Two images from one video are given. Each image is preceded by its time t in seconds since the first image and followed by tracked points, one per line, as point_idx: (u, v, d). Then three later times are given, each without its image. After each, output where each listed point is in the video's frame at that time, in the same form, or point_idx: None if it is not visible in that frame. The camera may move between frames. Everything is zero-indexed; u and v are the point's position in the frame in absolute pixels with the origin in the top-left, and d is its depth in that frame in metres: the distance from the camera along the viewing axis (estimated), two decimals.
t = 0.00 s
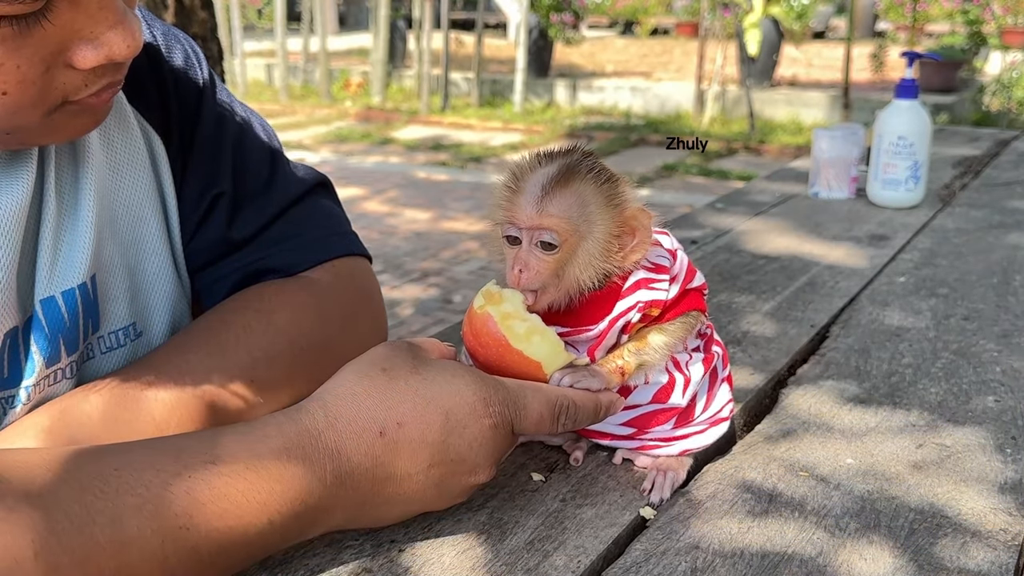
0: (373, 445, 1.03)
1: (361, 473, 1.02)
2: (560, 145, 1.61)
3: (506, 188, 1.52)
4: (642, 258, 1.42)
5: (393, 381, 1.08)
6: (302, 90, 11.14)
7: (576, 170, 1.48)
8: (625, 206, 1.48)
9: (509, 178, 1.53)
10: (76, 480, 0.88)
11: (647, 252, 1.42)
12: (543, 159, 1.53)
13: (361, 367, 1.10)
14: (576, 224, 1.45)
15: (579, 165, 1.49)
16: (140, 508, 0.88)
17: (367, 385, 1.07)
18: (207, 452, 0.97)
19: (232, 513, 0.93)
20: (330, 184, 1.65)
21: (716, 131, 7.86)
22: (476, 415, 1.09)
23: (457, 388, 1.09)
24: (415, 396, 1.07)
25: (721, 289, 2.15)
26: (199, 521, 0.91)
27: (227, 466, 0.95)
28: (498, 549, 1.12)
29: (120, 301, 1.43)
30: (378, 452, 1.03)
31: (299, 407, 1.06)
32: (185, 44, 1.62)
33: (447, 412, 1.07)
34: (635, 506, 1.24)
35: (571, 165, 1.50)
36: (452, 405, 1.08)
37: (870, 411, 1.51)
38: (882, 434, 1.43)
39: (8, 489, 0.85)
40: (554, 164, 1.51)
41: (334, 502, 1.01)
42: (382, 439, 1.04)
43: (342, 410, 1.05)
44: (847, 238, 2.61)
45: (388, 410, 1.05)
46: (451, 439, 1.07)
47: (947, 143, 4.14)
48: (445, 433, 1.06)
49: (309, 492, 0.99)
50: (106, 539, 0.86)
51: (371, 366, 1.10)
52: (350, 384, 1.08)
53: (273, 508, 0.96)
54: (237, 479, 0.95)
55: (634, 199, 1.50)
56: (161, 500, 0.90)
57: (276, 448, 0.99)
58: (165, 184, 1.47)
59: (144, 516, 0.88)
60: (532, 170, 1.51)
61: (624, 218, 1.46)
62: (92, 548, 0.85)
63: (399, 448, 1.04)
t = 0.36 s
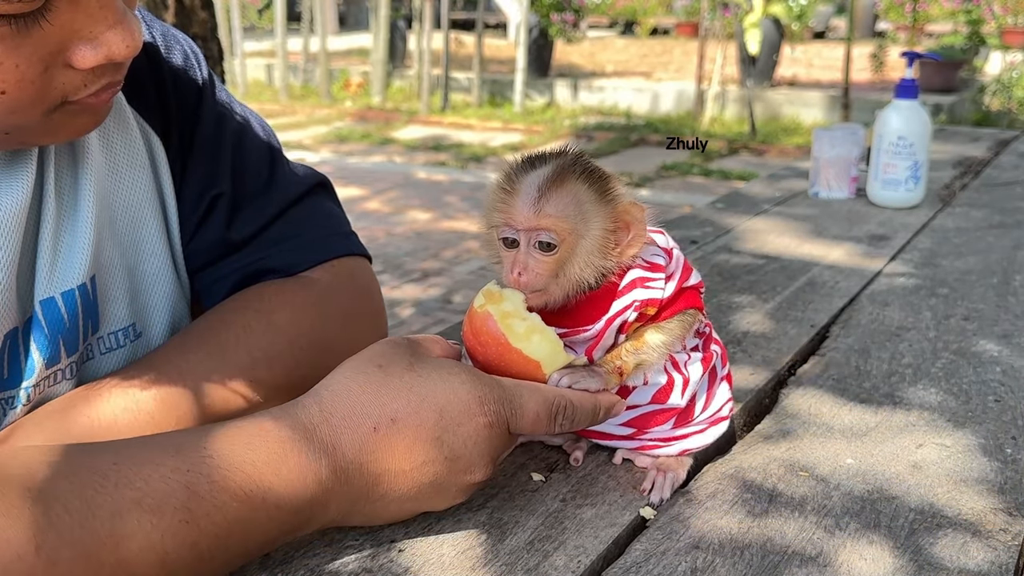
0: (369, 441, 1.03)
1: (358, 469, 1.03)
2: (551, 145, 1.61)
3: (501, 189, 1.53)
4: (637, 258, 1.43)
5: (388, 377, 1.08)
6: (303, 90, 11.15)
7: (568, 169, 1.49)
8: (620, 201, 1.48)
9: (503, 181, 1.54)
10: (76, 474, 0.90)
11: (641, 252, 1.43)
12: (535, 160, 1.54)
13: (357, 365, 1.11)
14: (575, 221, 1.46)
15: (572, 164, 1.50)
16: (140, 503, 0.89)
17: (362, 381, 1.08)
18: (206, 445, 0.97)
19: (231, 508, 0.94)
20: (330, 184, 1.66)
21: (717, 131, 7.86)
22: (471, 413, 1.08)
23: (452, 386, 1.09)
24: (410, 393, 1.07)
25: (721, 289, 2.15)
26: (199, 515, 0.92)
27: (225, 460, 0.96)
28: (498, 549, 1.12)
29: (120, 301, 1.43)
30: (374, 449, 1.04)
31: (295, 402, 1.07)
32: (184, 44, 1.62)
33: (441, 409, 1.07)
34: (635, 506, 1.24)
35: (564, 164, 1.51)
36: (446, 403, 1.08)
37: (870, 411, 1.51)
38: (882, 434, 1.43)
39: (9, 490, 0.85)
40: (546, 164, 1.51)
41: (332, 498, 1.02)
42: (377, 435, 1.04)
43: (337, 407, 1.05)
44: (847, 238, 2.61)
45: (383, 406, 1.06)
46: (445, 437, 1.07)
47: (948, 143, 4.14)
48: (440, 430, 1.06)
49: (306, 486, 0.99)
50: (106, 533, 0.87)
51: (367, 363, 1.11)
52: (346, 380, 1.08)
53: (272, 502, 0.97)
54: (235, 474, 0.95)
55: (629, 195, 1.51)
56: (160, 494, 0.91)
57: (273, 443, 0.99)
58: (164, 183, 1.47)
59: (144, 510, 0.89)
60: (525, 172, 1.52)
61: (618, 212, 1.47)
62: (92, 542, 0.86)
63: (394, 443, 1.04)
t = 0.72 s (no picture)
0: (367, 438, 1.04)
1: (356, 466, 1.03)
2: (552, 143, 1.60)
3: (507, 184, 1.50)
4: (641, 258, 1.43)
5: (386, 374, 1.09)
6: (303, 90, 11.15)
7: (577, 164, 1.47)
8: (627, 198, 1.48)
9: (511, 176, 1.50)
10: (75, 474, 0.90)
11: (645, 253, 1.43)
12: (542, 155, 1.51)
13: (355, 362, 1.11)
14: (585, 217, 1.44)
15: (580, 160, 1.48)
16: (139, 501, 0.89)
17: (360, 377, 1.08)
18: (205, 443, 0.98)
19: (230, 505, 0.94)
20: (330, 184, 1.66)
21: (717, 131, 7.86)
22: (469, 409, 1.08)
23: (450, 383, 1.09)
24: (408, 390, 1.07)
25: (721, 289, 2.15)
26: (198, 513, 0.92)
27: (225, 457, 0.96)
28: (498, 549, 1.12)
29: (120, 300, 1.43)
30: (372, 445, 1.04)
31: (294, 399, 1.07)
32: (184, 44, 1.62)
33: (439, 406, 1.07)
34: (635, 506, 1.24)
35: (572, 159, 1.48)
36: (445, 399, 1.08)
37: (870, 411, 1.51)
38: (883, 434, 1.43)
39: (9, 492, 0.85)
40: (554, 160, 1.49)
41: (330, 495, 1.02)
42: (375, 432, 1.04)
43: (335, 403, 1.05)
44: (847, 238, 2.61)
45: (381, 404, 1.06)
46: (444, 433, 1.07)
47: (947, 143, 4.14)
48: (438, 426, 1.06)
49: (304, 483, 0.99)
50: (106, 532, 0.87)
51: (365, 359, 1.11)
52: (344, 376, 1.09)
53: (271, 499, 0.97)
54: (234, 471, 0.96)
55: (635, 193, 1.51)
56: (160, 492, 0.91)
57: (272, 441, 0.99)
58: (164, 183, 1.47)
59: (144, 508, 0.89)
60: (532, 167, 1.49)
61: (626, 208, 1.47)
62: (93, 541, 0.86)
63: (392, 440, 1.04)
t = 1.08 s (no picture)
0: (368, 437, 1.03)
1: (355, 467, 1.03)
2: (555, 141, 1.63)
3: (515, 181, 1.52)
4: (643, 259, 1.44)
5: (387, 374, 1.08)
6: (303, 90, 11.15)
7: (583, 160, 1.50)
8: (633, 193, 1.50)
9: (518, 172, 1.52)
10: (76, 474, 0.90)
11: (648, 254, 1.44)
12: (548, 152, 1.53)
13: (357, 361, 1.11)
14: (593, 212, 1.47)
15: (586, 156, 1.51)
16: (141, 501, 0.89)
17: (362, 376, 1.08)
18: (206, 443, 0.98)
19: (231, 504, 0.94)
20: (330, 184, 1.66)
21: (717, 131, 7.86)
22: (470, 409, 1.08)
23: (453, 383, 1.09)
24: (409, 390, 1.07)
25: (721, 289, 2.15)
26: (199, 513, 0.92)
27: (225, 456, 0.96)
28: (498, 549, 1.12)
29: (120, 300, 1.43)
30: (372, 444, 1.03)
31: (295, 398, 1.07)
32: (185, 44, 1.62)
33: (440, 407, 1.07)
34: (635, 506, 1.24)
35: (577, 156, 1.51)
36: (447, 400, 1.08)
37: (870, 411, 1.51)
38: (882, 434, 1.43)
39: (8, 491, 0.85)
40: (560, 156, 1.51)
41: (330, 493, 1.02)
42: (376, 432, 1.04)
43: (336, 403, 1.05)
44: (847, 238, 2.61)
45: (382, 403, 1.06)
46: (444, 433, 1.06)
47: (947, 143, 4.14)
48: (439, 427, 1.06)
49: (304, 483, 0.99)
50: (107, 532, 0.87)
51: (367, 358, 1.11)
52: (346, 375, 1.08)
53: (272, 499, 0.97)
54: (234, 470, 0.96)
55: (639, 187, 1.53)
56: (161, 492, 0.91)
57: (272, 440, 0.99)
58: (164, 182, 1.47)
59: (145, 508, 0.89)
60: (538, 164, 1.51)
61: (631, 204, 1.49)
62: (94, 541, 0.86)
63: (393, 440, 1.04)
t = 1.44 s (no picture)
0: (368, 438, 1.03)
1: (355, 468, 1.02)
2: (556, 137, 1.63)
3: (518, 176, 1.53)
4: (643, 253, 1.43)
5: (388, 376, 1.08)
6: (303, 90, 11.15)
7: (585, 154, 1.51)
8: (635, 184, 1.51)
9: (521, 168, 1.53)
10: (76, 474, 0.90)
11: (648, 249, 1.43)
12: (551, 147, 1.54)
13: (359, 363, 1.11)
14: (598, 204, 1.48)
15: (587, 149, 1.52)
16: (142, 501, 0.89)
17: (363, 378, 1.08)
18: (207, 443, 0.98)
19: (232, 505, 0.94)
20: (330, 184, 1.66)
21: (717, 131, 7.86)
22: (471, 412, 1.08)
23: (454, 386, 1.09)
24: (410, 392, 1.07)
25: (721, 289, 2.15)
26: (201, 513, 0.92)
27: (226, 456, 0.96)
28: (498, 549, 1.12)
29: (121, 300, 1.42)
30: (372, 446, 1.03)
31: (297, 399, 1.07)
32: (185, 45, 1.62)
33: (441, 409, 1.07)
34: (635, 506, 1.24)
35: (578, 149, 1.52)
36: (448, 402, 1.08)
37: (870, 411, 1.51)
38: (882, 434, 1.43)
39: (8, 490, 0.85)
40: (561, 151, 1.52)
41: (330, 494, 1.02)
42: (376, 433, 1.04)
43: (337, 404, 1.05)
44: (847, 238, 2.61)
45: (383, 405, 1.06)
46: (445, 436, 1.06)
47: (947, 143, 4.13)
48: (440, 429, 1.06)
49: (305, 483, 0.99)
50: (108, 532, 0.87)
51: (368, 359, 1.11)
52: (347, 377, 1.08)
53: (272, 500, 0.97)
54: (235, 471, 0.96)
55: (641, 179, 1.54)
56: (161, 492, 0.91)
57: (273, 440, 0.99)
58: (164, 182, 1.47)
59: (146, 508, 0.89)
60: (541, 159, 1.52)
61: (633, 197, 1.50)
62: (95, 541, 0.86)
63: (393, 442, 1.04)
